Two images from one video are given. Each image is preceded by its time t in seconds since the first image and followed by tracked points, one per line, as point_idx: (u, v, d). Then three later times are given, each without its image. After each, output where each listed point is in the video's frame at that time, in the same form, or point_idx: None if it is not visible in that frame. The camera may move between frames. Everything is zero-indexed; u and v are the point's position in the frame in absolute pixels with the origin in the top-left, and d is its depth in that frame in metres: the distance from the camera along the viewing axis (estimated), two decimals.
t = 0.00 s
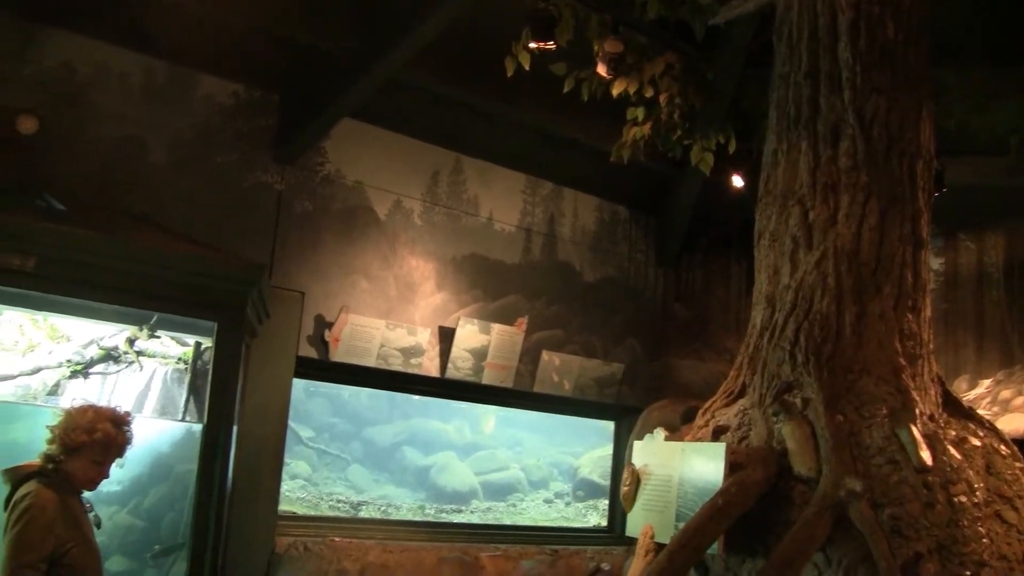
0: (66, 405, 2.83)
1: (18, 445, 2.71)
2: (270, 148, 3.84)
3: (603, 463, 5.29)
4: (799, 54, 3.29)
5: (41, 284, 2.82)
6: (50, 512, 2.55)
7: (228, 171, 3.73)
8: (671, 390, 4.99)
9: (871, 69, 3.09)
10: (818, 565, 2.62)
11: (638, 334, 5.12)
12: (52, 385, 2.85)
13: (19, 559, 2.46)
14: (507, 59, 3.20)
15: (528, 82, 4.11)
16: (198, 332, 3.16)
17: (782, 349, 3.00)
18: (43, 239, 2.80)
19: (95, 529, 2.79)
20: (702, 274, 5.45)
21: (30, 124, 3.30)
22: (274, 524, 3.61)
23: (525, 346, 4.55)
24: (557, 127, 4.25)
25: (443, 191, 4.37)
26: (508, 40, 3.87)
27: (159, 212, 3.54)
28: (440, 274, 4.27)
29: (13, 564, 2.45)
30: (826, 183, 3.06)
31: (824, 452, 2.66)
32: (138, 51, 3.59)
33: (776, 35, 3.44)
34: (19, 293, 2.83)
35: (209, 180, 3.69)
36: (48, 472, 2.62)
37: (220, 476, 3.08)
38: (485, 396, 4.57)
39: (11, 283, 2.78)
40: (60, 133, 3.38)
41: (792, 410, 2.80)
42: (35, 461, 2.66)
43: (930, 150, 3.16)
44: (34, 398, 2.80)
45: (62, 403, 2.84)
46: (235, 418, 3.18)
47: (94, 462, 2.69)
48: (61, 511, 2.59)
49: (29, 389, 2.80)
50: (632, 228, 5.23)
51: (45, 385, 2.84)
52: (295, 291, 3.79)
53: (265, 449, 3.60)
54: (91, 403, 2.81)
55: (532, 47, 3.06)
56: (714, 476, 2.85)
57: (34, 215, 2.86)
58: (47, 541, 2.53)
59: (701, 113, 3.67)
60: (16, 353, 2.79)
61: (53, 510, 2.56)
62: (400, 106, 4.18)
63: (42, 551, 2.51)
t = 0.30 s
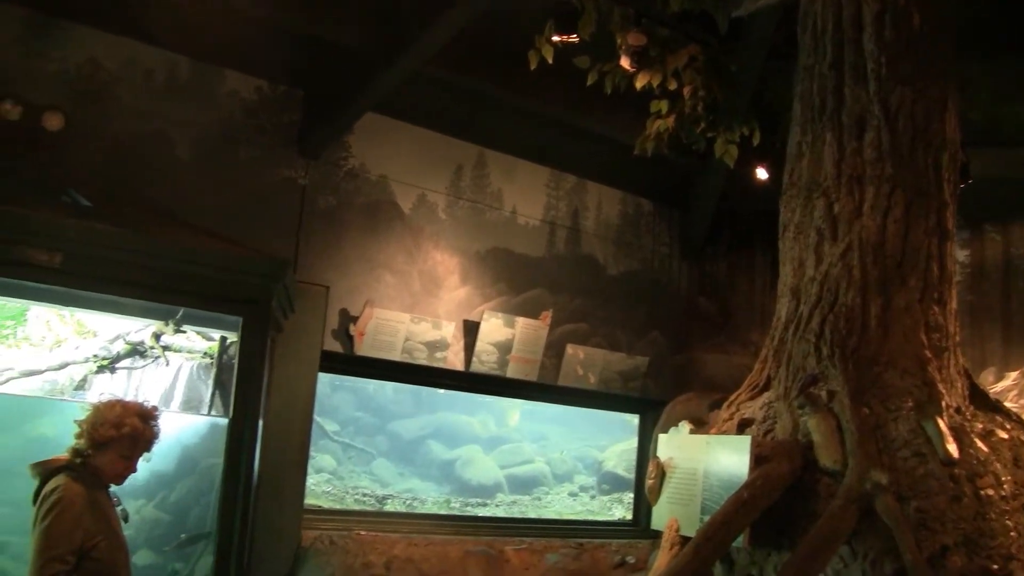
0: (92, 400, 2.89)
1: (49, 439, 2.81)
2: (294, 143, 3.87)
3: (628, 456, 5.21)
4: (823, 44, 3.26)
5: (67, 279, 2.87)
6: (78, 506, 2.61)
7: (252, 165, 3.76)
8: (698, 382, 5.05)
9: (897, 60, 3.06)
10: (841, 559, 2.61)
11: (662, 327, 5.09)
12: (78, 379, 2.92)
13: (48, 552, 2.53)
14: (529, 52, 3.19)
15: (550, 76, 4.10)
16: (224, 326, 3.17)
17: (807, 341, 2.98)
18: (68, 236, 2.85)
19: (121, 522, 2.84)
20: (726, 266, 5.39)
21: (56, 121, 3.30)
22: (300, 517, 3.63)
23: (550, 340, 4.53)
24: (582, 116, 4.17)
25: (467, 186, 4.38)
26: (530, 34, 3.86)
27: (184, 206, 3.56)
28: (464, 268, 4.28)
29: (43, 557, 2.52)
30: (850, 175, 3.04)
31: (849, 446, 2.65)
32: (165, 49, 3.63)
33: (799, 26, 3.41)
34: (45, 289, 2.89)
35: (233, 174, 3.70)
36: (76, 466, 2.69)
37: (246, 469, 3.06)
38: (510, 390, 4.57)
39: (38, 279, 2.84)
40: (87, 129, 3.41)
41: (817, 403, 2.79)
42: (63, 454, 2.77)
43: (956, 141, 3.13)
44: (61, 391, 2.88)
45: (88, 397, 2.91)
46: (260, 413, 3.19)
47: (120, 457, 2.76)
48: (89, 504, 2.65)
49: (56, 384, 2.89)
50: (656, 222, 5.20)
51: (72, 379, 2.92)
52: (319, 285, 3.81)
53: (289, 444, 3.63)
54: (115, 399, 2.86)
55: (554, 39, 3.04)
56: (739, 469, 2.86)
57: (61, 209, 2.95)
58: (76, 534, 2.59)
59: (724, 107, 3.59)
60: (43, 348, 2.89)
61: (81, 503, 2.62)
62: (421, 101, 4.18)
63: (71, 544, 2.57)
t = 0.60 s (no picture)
0: (116, 395, 2.94)
1: (74, 434, 2.89)
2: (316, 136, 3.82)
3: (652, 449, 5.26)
4: (846, 35, 3.24)
5: (91, 275, 2.88)
6: (103, 500, 2.63)
7: (274, 160, 3.72)
8: (720, 375, 5.03)
9: (920, 50, 3.04)
10: (866, 551, 2.61)
11: (685, 320, 5.04)
12: (103, 374, 2.99)
13: (74, 545, 2.54)
14: (549, 46, 3.18)
15: (570, 69, 4.10)
16: (246, 320, 3.18)
17: (830, 334, 2.97)
18: (92, 231, 2.87)
19: (147, 516, 2.87)
20: (749, 257, 5.33)
21: (79, 117, 3.27)
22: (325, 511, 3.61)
23: (572, 333, 4.51)
24: (602, 109, 4.17)
25: (489, 180, 4.34)
26: (551, 26, 3.84)
27: (207, 200, 3.54)
28: (486, 261, 4.25)
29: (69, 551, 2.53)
30: (873, 166, 3.03)
31: (873, 438, 2.63)
32: (186, 44, 3.62)
33: (822, 17, 3.39)
34: (69, 285, 2.93)
35: (255, 169, 3.68)
36: (100, 460, 2.71)
37: (269, 461, 3.06)
38: (532, 383, 4.56)
39: (63, 273, 2.86)
40: (109, 125, 3.41)
41: (840, 397, 2.76)
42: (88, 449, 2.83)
43: (979, 132, 3.11)
44: (86, 386, 2.96)
45: (113, 392, 2.96)
46: (284, 408, 3.18)
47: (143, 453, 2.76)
48: (113, 499, 2.67)
49: (81, 378, 2.97)
50: (678, 215, 5.15)
51: (97, 374, 2.99)
52: (342, 279, 3.78)
53: (314, 438, 3.58)
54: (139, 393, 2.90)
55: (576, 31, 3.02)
56: (762, 462, 2.85)
57: (84, 205, 2.94)
58: (101, 528, 2.60)
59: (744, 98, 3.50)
60: (67, 344, 2.96)
61: (106, 498, 2.64)
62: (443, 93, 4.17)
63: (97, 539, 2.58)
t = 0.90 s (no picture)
0: (140, 388, 2.99)
1: (98, 428, 2.94)
2: (338, 130, 3.83)
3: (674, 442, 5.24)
4: (868, 26, 3.22)
5: (114, 270, 2.90)
6: (129, 492, 2.59)
7: (296, 154, 3.72)
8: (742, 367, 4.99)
9: (943, 40, 3.02)
10: (889, 544, 2.61)
11: (707, 313, 5.01)
12: (128, 368, 3.01)
13: (98, 536, 2.49)
14: (570, 38, 3.17)
15: (590, 62, 4.08)
16: (270, 315, 3.19)
17: (853, 326, 2.95)
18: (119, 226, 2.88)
19: (171, 509, 2.88)
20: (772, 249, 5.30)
21: (102, 113, 3.31)
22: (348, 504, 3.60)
23: (594, 327, 4.49)
24: (623, 102, 4.16)
25: (510, 173, 4.34)
26: (570, 19, 3.83)
27: (230, 195, 3.54)
28: (507, 254, 4.24)
29: (92, 541, 2.48)
30: (896, 157, 3.00)
31: (897, 431, 2.63)
32: (207, 39, 3.62)
33: (844, 8, 3.38)
34: (95, 280, 2.94)
35: (277, 163, 3.68)
36: (125, 453, 2.69)
37: (292, 453, 3.07)
38: (552, 376, 4.55)
39: (88, 269, 2.87)
40: (132, 121, 3.41)
41: (864, 389, 2.78)
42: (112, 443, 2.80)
43: (1003, 123, 3.08)
44: (111, 380, 2.98)
45: (138, 385, 3.00)
46: (306, 402, 3.19)
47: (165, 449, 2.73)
48: (137, 493, 2.63)
49: (105, 372, 2.98)
50: (700, 208, 5.12)
51: (121, 368, 3.01)
52: (364, 274, 3.78)
53: (335, 432, 3.59)
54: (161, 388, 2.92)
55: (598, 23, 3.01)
56: (785, 454, 2.84)
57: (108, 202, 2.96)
58: (124, 521, 2.55)
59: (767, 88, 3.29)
60: (93, 338, 2.98)
61: (131, 491, 2.60)
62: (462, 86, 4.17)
63: (120, 532, 2.54)
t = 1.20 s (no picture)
0: (163, 382, 2.95)
1: (121, 421, 2.95)
2: (360, 124, 3.82)
3: (696, 435, 5.26)
4: (891, 17, 3.22)
5: (137, 263, 2.91)
6: (147, 487, 2.59)
7: (318, 148, 3.72)
8: (766, 358, 4.99)
9: (968, 30, 3.00)
10: (913, 537, 2.59)
11: (731, 305, 4.98)
12: (151, 362, 3.01)
13: (113, 530, 2.52)
14: (592, 31, 3.15)
15: (611, 55, 4.06)
16: (292, 308, 3.21)
17: (876, 318, 2.94)
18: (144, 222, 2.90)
19: (196, 503, 2.87)
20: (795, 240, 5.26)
21: (125, 110, 3.28)
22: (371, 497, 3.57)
23: (616, 319, 4.47)
24: (643, 95, 4.16)
25: (533, 166, 4.31)
26: (590, 12, 3.82)
27: (252, 189, 3.54)
28: (529, 246, 4.22)
29: (108, 535, 2.51)
30: (919, 149, 2.98)
31: (920, 423, 2.62)
32: (229, 34, 3.62)
33: None
34: (118, 275, 2.96)
35: (300, 158, 3.67)
36: (149, 446, 2.70)
37: (316, 446, 3.08)
38: (575, 369, 4.53)
39: (111, 263, 2.89)
40: (154, 116, 3.41)
41: (887, 381, 2.76)
42: (137, 436, 2.84)
43: None
44: (135, 373, 3.00)
45: (161, 379, 2.97)
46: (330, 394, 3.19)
47: (193, 443, 2.73)
48: (156, 487, 2.62)
49: (129, 367, 3.00)
50: (722, 199, 5.08)
51: (145, 362, 3.02)
52: (387, 267, 3.77)
53: (357, 427, 3.54)
54: (186, 381, 2.92)
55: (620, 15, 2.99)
56: (808, 447, 2.84)
57: (133, 197, 2.96)
58: (141, 515, 2.56)
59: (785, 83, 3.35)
60: (117, 333, 3.02)
61: (150, 486, 2.60)
62: (483, 79, 4.15)
63: (136, 526, 2.54)
